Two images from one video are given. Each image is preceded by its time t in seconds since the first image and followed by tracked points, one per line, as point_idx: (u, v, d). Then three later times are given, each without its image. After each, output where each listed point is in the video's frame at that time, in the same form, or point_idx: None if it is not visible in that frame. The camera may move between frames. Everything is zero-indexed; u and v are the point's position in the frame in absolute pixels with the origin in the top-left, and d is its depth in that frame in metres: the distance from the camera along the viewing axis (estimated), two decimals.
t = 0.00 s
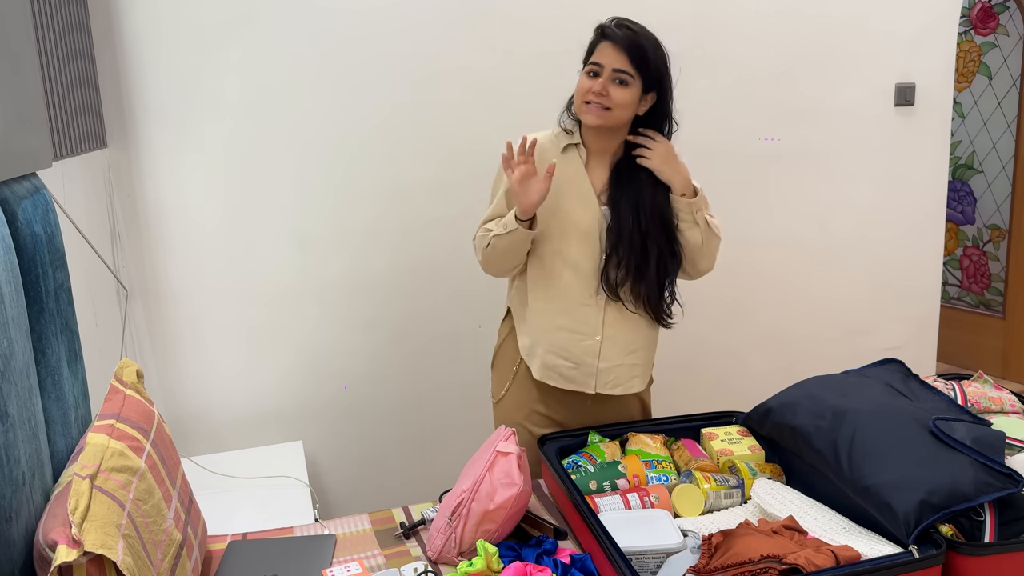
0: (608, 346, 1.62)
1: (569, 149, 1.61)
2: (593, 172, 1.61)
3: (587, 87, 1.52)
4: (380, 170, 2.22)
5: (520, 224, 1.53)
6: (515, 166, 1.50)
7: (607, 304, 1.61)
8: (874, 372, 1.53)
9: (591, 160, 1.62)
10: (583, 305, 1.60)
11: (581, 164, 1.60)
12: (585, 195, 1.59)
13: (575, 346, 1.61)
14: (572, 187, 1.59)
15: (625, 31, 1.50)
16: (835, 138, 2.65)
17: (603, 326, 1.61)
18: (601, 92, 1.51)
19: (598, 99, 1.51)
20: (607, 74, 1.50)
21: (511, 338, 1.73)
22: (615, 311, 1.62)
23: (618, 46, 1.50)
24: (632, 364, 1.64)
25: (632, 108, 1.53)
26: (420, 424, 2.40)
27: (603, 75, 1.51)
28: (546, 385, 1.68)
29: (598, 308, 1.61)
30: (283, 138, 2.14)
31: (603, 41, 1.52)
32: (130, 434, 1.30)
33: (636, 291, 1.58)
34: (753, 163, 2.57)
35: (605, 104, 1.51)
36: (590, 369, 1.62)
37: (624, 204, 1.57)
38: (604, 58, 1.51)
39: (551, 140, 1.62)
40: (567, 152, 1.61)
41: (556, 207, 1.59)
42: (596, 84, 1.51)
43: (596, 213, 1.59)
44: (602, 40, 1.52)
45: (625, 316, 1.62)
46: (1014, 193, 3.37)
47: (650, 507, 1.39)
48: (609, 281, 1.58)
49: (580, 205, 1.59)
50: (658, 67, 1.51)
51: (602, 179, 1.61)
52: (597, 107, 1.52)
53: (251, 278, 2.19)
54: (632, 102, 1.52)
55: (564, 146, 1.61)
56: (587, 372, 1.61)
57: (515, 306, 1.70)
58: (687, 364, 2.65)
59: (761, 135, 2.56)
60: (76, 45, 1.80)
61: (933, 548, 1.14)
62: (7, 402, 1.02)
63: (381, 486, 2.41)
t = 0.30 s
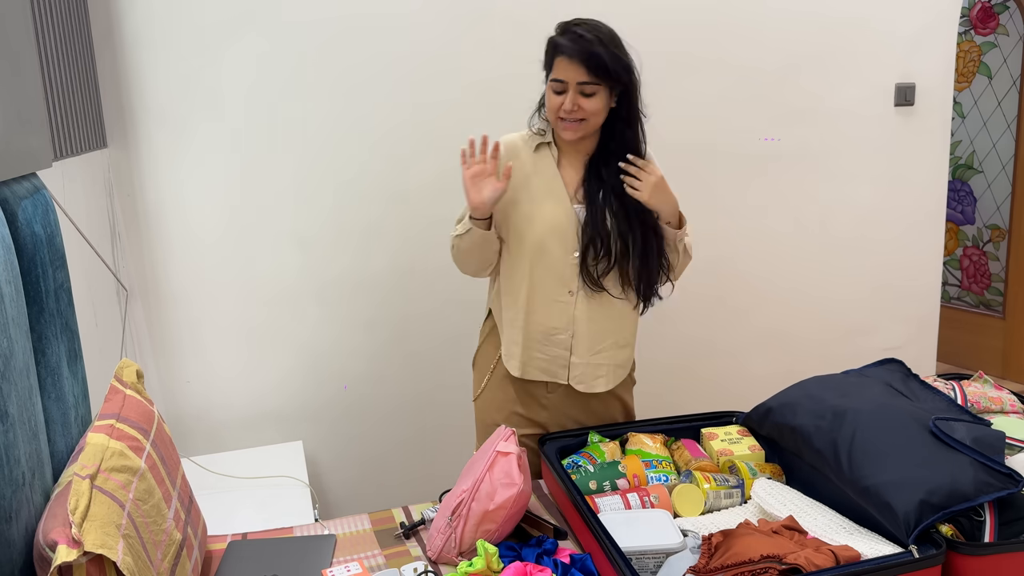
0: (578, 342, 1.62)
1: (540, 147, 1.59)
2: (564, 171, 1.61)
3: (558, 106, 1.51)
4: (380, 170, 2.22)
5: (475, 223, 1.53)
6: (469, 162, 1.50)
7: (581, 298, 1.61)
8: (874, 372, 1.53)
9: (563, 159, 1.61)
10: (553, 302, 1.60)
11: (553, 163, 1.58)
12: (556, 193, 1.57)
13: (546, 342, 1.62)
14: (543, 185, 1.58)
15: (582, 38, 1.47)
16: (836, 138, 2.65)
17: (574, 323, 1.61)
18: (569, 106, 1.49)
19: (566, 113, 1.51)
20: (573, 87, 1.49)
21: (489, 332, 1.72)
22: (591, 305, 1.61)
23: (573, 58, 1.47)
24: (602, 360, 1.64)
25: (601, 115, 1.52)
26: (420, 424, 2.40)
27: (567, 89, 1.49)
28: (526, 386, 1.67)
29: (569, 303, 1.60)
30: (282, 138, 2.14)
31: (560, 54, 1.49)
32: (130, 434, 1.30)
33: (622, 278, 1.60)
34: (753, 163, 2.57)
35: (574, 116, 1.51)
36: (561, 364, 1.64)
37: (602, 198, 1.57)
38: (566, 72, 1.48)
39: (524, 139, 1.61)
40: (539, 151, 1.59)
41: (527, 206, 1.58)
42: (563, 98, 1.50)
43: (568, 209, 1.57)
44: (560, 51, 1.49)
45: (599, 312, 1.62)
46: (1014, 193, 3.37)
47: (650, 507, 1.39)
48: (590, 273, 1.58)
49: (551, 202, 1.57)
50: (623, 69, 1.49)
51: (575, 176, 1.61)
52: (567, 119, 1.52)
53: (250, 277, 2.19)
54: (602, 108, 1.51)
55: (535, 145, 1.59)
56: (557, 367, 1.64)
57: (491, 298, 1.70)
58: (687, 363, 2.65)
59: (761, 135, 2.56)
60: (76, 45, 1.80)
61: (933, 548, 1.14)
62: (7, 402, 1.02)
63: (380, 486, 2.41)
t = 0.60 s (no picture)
0: (528, 352, 1.60)
1: (489, 156, 1.58)
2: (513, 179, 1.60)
3: (516, 128, 1.48)
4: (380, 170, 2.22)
5: (416, 253, 1.54)
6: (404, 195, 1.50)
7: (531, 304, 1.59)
8: (874, 372, 1.53)
9: (513, 168, 1.59)
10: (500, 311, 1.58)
11: (502, 172, 1.57)
12: (502, 203, 1.56)
13: (496, 353, 1.60)
14: (489, 194, 1.56)
15: (529, 59, 1.43)
16: (836, 138, 2.65)
17: (524, 332, 1.59)
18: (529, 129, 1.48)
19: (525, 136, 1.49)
20: (527, 109, 1.46)
21: (445, 342, 1.72)
22: (541, 312, 1.60)
23: (523, 80, 1.44)
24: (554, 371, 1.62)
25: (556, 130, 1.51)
26: (420, 424, 2.40)
27: (522, 110, 1.47)
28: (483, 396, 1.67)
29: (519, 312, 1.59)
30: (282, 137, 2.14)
31: (513, 77, 1.45)
32: (130, 434, 1.30)
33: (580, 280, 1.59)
34: (753, 163, 2.57)
35: (531, 137, 1.49)
36: (511, 376, 1.60)
37: (553, 202, 1.57)
38: (518, 95, 1.45)
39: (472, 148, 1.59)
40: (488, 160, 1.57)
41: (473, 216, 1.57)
42: (521, 122, 1.47)
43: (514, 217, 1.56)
44: (512, 74, 1.45)
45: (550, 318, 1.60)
46: (1014, 193, 3.37)
47: (650, 507, 1.39)
48: (546, 272, 1.56)
49: (497, 211, 1.56)
50: (576, 88, 1.48)
51: (525, 183, 1.60)
52: (523, 140, 1.50)
53: (250, 278, 2.19)
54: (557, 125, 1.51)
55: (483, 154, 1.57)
56: (507, 379, 1.60)
57: (445, 309, 1.69)
58: (687, 363, 2.65)
59: (761, 135, 2.56)
60: (76, 45, 1.80)
61: (933, 548, 1.14)
62: (6, 402, 1.02)
63: (381, 486, 2.41)
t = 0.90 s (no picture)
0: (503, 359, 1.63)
1: (444, 172, 1.57)
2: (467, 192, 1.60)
3: (466, 137, 1.48)
4: (379, 170, 2.22)
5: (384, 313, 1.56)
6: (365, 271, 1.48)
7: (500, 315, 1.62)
8: (874, 372, 1.53)
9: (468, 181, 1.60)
10: (473, 325, 1.59)
11: (458, 187, 1.57)
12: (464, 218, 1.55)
13: (472, 367, 1.60)
14: (451, 211, 1.56)
15: (480, 67, 1.44)
16: (836, 138, 2.65)
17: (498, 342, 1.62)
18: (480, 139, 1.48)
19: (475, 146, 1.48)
20: (478, 118, 1.46)
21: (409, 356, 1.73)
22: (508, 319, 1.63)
23: (477, 89, 1.44)
24: (529, 369, 1.66)
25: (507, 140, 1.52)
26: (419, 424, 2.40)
27: (472, 120, 1.47)
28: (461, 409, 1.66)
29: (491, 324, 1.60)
30: (282, 137, 2.14)
31: (463, 84, 1.45)
32: (130, 434, 1.30)
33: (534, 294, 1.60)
34: (753, 163, 2.57)
35: (483, 147, 1.49)
36: (493, 386, 1.61)
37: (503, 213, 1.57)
38: (470, 103, 1.46)
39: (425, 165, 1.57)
40: (443, 176, 1.57)
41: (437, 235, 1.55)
42: (471, 131, 1.47)
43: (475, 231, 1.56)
44: (462, 82, 1.45)
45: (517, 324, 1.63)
46: (1014, 193, 3.37)
47: (650, 507, 1.39)
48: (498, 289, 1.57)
49: (461, 227, 1.55)
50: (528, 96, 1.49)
51: (479, 196, 1.60)
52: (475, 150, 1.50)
53: (250, 278, 2.19)
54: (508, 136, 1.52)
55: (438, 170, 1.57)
56: (490, 390, 1.61)
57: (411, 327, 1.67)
58: (687, 363, 2.66)
59: (761, 135, 2.56)
60: (76, 45, 1.80)
61: (933, 548, 1.14)
62: (6, 402, 1.02)
63: (380, 487, 2.41)
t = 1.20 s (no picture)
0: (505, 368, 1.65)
1: (423, 199, 1.54)
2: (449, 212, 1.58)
3: (435, 164, 1.44)
4: (378, 171, 2.22)
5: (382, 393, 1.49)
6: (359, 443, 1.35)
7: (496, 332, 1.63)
8: (874, 372, 1.53)
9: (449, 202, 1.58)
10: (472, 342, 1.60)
11: (441, 214, 1.55)
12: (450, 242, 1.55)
13: (476, 381, 1.62)
14: (438, 236, 1.55)
15: (443, 93, 1.37)
16: (836, 138, 2.65)
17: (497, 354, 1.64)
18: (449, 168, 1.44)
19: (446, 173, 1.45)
20: (446, 145, 1.42)
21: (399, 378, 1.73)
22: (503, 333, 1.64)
23: (441, 118, 1.39)
24: (529, 376, 1.68)
25: (481, 161, 1.47)
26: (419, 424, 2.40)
27: (440, 146, 1.42)
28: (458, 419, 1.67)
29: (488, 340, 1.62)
30: (281, 137, 2.14)
31: (426, 113, 1.40)
32: (130, 434, 1.30)
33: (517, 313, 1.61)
34: (753, 163, 2.57)
35: (455, 173, 1.45)
36: (498, 394, 1.65)
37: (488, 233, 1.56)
38: (436, 132, 1.40)
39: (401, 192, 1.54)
40: (422, 203, 1.54)
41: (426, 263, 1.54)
42: (439, 160, 1.43)
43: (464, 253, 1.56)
44: (425, 110, 1.40)
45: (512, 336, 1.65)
46: (1014, 193, 3.37)
47: (650, 507, 1.39)
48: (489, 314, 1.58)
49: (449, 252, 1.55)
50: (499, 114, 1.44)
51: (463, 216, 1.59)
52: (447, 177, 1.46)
53: (250, 278, 2.19)
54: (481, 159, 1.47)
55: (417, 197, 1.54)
56: (496, 398, 1.64)
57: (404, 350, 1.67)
58: (687, 363, 2.66)
59: (761, 135, 2.56)
60: (76, 45, 1.80)
61: (933, 548, 1.14)
62: (6, 402, 1.02)
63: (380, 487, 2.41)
